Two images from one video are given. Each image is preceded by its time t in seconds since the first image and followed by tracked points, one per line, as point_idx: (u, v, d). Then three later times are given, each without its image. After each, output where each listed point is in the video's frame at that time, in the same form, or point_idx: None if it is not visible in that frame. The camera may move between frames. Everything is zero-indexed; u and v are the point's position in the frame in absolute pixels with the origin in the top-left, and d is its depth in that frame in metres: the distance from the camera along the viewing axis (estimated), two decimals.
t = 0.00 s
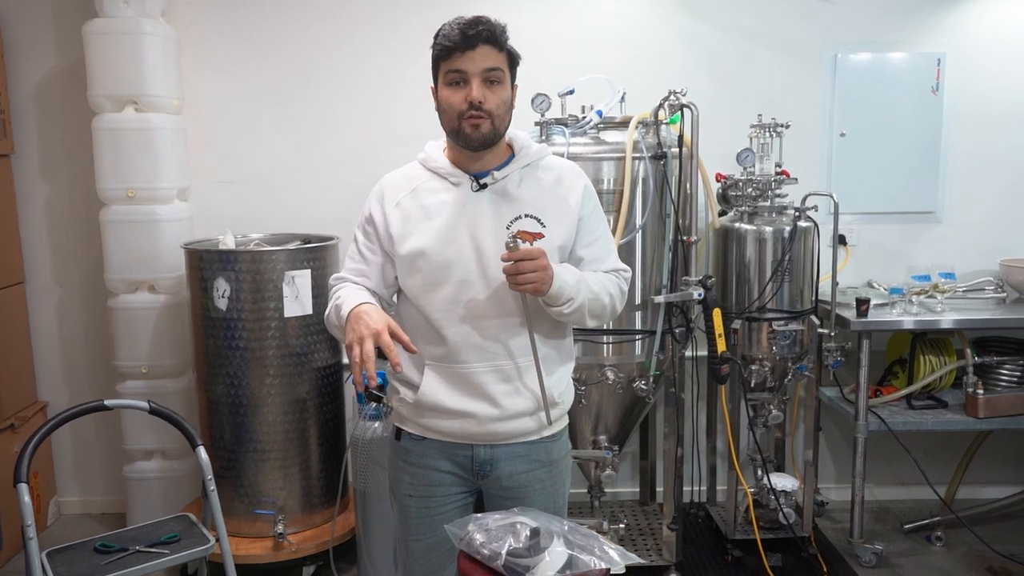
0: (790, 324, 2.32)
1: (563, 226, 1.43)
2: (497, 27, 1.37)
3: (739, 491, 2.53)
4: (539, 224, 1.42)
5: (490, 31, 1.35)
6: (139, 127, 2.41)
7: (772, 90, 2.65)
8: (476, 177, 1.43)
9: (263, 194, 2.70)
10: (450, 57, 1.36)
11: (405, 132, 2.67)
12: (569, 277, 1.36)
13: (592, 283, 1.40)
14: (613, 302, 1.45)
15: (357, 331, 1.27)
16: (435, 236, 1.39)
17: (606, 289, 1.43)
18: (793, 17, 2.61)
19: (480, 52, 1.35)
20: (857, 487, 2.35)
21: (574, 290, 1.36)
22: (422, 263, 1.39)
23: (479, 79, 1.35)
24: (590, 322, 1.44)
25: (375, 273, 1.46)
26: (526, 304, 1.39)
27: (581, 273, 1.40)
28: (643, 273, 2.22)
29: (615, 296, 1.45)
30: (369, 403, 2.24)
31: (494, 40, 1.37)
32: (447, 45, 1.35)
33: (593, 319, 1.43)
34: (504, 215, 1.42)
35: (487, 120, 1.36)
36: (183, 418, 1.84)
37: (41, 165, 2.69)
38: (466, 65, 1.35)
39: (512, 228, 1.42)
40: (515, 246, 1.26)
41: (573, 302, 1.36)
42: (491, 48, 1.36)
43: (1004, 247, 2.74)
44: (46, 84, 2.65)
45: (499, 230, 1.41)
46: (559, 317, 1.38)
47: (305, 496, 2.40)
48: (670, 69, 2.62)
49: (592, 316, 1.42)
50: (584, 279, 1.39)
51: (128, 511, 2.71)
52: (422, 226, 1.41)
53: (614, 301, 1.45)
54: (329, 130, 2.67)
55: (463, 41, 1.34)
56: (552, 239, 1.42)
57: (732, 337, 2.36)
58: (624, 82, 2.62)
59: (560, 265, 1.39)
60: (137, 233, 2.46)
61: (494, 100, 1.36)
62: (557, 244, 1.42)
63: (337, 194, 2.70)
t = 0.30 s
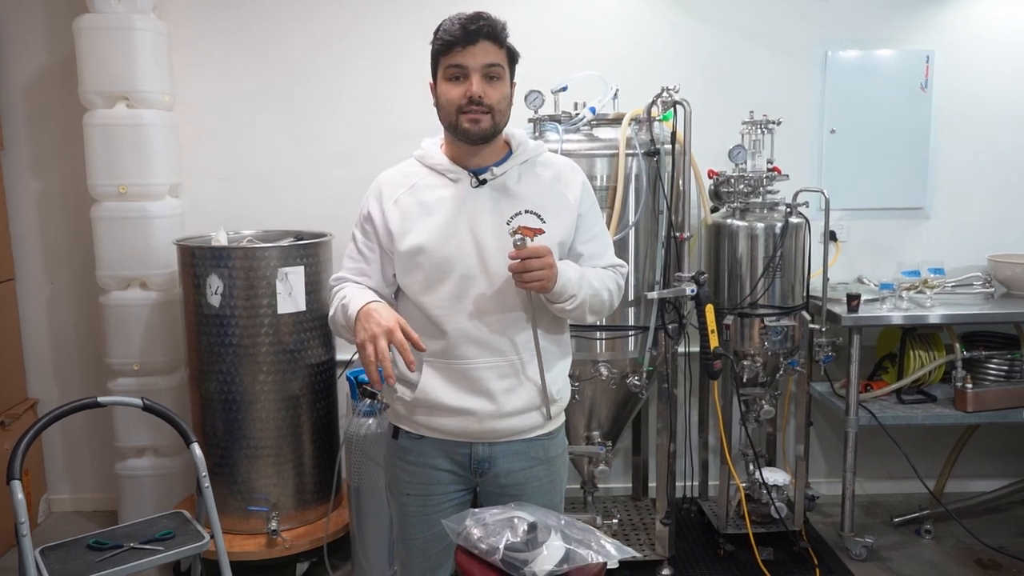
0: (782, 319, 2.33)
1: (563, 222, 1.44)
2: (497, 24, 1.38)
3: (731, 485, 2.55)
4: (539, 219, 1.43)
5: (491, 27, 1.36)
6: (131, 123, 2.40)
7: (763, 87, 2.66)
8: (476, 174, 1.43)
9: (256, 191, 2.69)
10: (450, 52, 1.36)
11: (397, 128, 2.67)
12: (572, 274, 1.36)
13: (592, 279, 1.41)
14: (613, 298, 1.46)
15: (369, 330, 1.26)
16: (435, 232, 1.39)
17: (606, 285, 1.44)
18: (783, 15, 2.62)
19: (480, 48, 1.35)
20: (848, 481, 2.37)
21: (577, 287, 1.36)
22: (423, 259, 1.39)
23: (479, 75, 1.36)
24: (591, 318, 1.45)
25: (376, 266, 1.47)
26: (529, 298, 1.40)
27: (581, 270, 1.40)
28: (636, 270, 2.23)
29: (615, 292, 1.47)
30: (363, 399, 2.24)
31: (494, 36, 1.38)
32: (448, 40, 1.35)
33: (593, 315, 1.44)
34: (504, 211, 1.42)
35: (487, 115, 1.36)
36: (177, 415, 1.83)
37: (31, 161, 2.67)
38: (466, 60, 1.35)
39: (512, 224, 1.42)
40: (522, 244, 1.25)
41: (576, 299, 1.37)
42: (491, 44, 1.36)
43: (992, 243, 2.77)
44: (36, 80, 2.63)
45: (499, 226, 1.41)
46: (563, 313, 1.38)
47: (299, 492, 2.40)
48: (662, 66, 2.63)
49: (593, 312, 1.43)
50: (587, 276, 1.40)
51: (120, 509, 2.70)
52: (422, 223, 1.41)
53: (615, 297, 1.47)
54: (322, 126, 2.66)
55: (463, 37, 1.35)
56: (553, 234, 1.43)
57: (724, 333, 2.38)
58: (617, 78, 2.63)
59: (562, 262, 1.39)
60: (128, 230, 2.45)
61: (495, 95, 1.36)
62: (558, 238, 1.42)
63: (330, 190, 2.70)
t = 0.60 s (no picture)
0: (777, 320, 2.34)
1: (555, 218, 1.43)
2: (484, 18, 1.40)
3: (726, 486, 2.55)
4: (533, 216, 1.42)
5: (477, 21, 1.38)
6: (126, 121, 2.39)
7: (759, 89, 2.67)
8: (467, 172, 1.44)
9: (252, 189, 2.69)
10: (439, 46, 1.38)
11: (394, 128, 2.67)
12: (570, 282, 1.37)
13: (591, 282, 1.42)
14: (612, 297, 1.47)
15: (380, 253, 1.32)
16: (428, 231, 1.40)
17: (604, 285, 1.45)
18: (780, 17, 2.63)
19: (466, 40, 1.37)
20: (842, 482, 2.38)
21: (574, 296, 1.37)
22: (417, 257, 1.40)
23: (467, 65, 1.36)
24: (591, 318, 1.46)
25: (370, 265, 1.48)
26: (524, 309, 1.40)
27: (579, 273, 1.41)
28: (632, 270, 2.24)
29: (614, 290, 1.47)
30: (359, 398, 2.23)
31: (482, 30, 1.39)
32: (437, 34, 1.37)
33: (593, 315, 1.45)
34: (498, 209, 1.42)
35: (474, 105, 1.36)
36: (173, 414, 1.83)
37: (26, 159, 2.66)
38: (454, 52, 1.36)
39: (506, 221, 1.42)
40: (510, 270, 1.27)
41: (574, 306, 1.38)
42: (477, 37, 1.38)
43: (986, 246, 2.79)
44: (32, 77, 2.62)
45: (493, 224, 1.41)
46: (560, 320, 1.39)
47: (294, 491, 2.40)
48: (659, 67, 2.64)
49: (592, 313, 1.44)
50: (585, 281, 1.40)
51: (114, 508, 2.69)
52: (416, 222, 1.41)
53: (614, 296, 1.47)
54: (318, 125, 2.66)
55: (451, 30, 1.37)
56: (547, 230, 1.42)
57: (720, 334, 2.38)
58: (614, 79, 2.64)
59: (560, 269, 1.40)
60: (124, 228, 2.44)
61: (482, 84, 1.36)
62: (552, 234, 1.42)
63: (327, 189, 2.70)
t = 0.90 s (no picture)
0: (777, 321, 2.34)
1: (553, 217, 1.44)
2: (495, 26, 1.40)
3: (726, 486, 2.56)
4: (530, 215, 1.43)
5: (490, 29, 1.38)
6: (126, 121, 2.39)
7: (758, 90, 2.67)
8: (466, 171, 1.43)
9: (252, 190, 2.69)
10: (449, 48, 1.37)
11: (394, 128, 2.67)
12: (559, 278, 1.37)
13: (582, 281, 1.42)
14: (605, 297, 1.47)
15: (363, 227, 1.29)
16: (425, 231, 1.39)
17: (597, 284, 1.44)
18: (780, 17, 2.64)
19: (477, 47, 1.37)
20: (841, 482, 2.38)
21: (562, 293, 1.37)
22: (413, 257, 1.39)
23: (476, 73, 1.37)
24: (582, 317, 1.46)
25: (362, 264, 1.47)
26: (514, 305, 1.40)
27: (569, 272, 1.41)
28: (632, 271, 2.24)
29: (607, 291, 1.47)
30: (359, 398, 2.24)
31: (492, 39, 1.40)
32: (449, 36, 1.37)
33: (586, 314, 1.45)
34: (495, 208, 1.43)
35: (480, 113, 1.37)
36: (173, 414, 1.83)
37: (26, 159, 2.67)
38: (463, 57, 1.36)
39: (502, 219, 1.42)
40: (489, 262, 1.27)
41: (562, 304, 1.38)
42: (488, 45, 1.38)
43: (985, 246, 2.79)
44: (32, 77, 2.63)
45: (490, 224, 1.42)
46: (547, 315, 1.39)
47: (294, 491, 2.40)
48: (659, 68, 2.64)
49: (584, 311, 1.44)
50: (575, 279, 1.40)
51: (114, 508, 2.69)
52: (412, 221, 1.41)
53: (606, 296, 1.47)
54: (318, 125, 2.67)
55: (463, 34, 1.36)
56: (544, 228, 1.43)
57: (719, 334, 2.38)
58: (614, 80, 2.64)
59: (550, 266, 1.40)
60: (124, 228, 2.45)
61: (490, 94, 1.37)
62: (548, 232, 1.42)
63: (327, 190, 2.70)
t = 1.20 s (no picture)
0: (778, 321, 2.34)
1: (558, 224, 1.44)
2: (501, 27, 1.40)
3: (727, 486, 2.55)
4: (535, 220, 1.43)
5: (496, 31, 1.38)
6: (128, 123, 2.40)
7: (759, 90, 2.67)
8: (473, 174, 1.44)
9: (253, 191, 2.70)
10: (454, 51, 1.37)
11: (395, 129, 2.68)
12: (564, 290, 1.37)
13: (585, 291, 1.43)
14: (604, 305, 1.48)
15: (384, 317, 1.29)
16: (429, 233, 1.39)
17: (598, 293, 1.46)
18: (780, 17, 2.64)
19: (483, 50, 1.37)
20: (843, 483, 2.38)
21: (568, 305, 1.38)
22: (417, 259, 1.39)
23: (482, 76, 1.37)
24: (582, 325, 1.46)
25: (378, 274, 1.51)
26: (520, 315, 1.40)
27: (573, 281, 1.42)
28: (633, 272, 2.23)
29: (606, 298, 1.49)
30: (360, 400, 2.24)
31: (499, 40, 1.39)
32: (455, 39, 1.36)
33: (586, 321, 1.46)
34: (500, 210, 1.42)
35: (487, 116, 1.37)
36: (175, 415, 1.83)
37: (29, 161, 2.67)
38: (469, 60, 1.37)
39: (509, 223, 1.41)
40: (501, 278, 1.27)
41: (567, 315, 1.39)
42: (494, 47, 1.38)
43: (987, 246, 2.79)
44: (34, 80, 2.63)
45: (496, 226, 1.41)
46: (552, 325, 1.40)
47: (296, 493, 2.40)
48: (659, 68, 2.64)
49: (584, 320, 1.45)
50: (579, 290, 1.41)
51: (116, 509, 2.70)
52: (417, 224, 1.41)
53: (605, 304, 1.49)
54: (319, 127, 2.67)
55: (468, 37, 1.36)
56: (548, 234, 1.43)
57: (721, 335, 2.39)
58: (615, 81, 2.64)
59: (555, 277, 1.40)
60: (125, 229, 2.45)
61: (496, 97, 1.37)
62: (554, 238, 1.43)
63: (328, 191, 2.70)
